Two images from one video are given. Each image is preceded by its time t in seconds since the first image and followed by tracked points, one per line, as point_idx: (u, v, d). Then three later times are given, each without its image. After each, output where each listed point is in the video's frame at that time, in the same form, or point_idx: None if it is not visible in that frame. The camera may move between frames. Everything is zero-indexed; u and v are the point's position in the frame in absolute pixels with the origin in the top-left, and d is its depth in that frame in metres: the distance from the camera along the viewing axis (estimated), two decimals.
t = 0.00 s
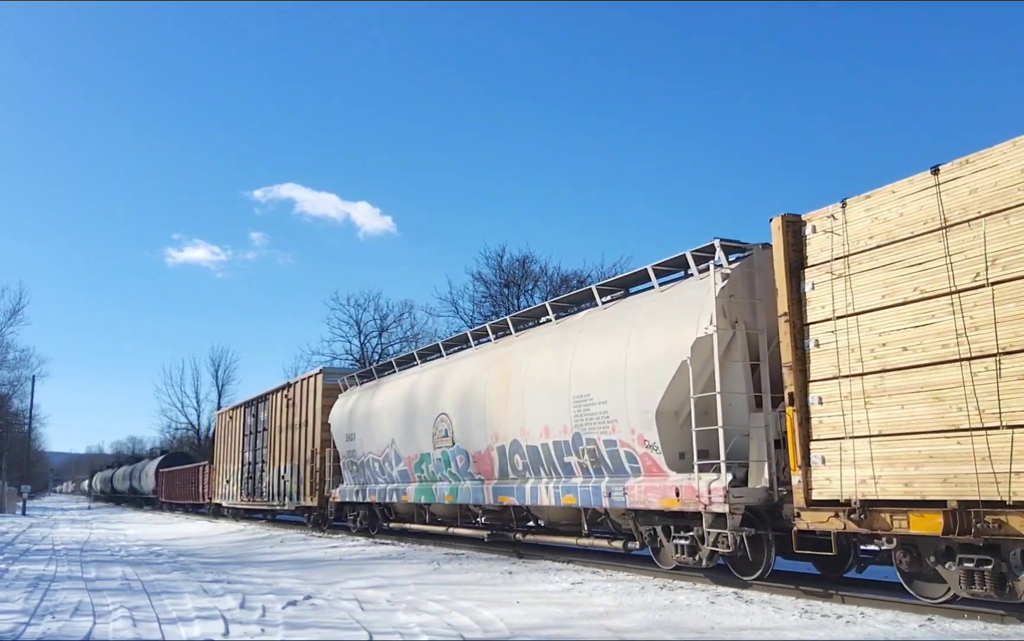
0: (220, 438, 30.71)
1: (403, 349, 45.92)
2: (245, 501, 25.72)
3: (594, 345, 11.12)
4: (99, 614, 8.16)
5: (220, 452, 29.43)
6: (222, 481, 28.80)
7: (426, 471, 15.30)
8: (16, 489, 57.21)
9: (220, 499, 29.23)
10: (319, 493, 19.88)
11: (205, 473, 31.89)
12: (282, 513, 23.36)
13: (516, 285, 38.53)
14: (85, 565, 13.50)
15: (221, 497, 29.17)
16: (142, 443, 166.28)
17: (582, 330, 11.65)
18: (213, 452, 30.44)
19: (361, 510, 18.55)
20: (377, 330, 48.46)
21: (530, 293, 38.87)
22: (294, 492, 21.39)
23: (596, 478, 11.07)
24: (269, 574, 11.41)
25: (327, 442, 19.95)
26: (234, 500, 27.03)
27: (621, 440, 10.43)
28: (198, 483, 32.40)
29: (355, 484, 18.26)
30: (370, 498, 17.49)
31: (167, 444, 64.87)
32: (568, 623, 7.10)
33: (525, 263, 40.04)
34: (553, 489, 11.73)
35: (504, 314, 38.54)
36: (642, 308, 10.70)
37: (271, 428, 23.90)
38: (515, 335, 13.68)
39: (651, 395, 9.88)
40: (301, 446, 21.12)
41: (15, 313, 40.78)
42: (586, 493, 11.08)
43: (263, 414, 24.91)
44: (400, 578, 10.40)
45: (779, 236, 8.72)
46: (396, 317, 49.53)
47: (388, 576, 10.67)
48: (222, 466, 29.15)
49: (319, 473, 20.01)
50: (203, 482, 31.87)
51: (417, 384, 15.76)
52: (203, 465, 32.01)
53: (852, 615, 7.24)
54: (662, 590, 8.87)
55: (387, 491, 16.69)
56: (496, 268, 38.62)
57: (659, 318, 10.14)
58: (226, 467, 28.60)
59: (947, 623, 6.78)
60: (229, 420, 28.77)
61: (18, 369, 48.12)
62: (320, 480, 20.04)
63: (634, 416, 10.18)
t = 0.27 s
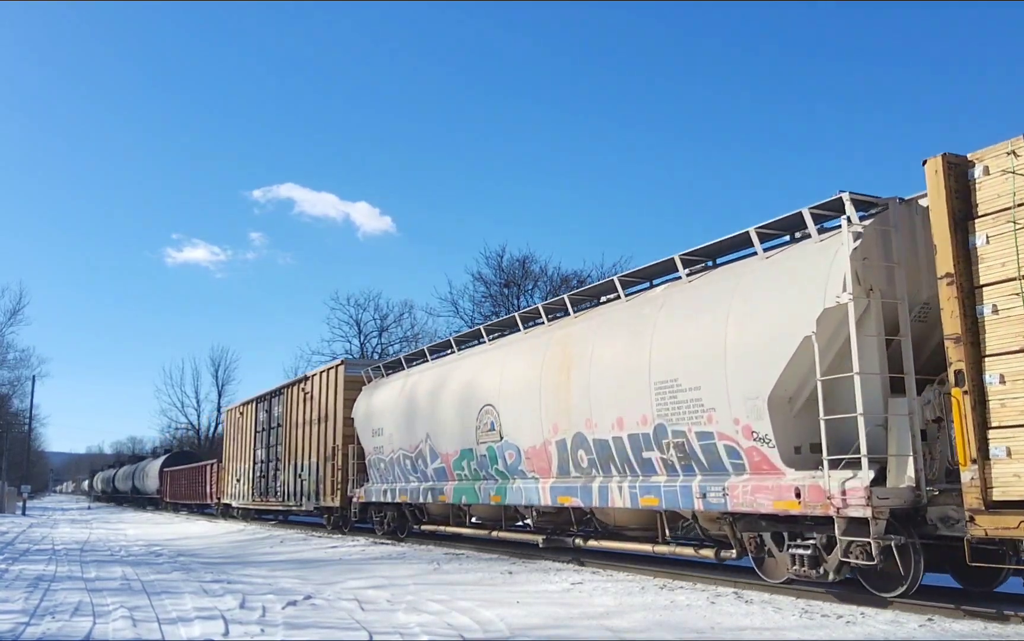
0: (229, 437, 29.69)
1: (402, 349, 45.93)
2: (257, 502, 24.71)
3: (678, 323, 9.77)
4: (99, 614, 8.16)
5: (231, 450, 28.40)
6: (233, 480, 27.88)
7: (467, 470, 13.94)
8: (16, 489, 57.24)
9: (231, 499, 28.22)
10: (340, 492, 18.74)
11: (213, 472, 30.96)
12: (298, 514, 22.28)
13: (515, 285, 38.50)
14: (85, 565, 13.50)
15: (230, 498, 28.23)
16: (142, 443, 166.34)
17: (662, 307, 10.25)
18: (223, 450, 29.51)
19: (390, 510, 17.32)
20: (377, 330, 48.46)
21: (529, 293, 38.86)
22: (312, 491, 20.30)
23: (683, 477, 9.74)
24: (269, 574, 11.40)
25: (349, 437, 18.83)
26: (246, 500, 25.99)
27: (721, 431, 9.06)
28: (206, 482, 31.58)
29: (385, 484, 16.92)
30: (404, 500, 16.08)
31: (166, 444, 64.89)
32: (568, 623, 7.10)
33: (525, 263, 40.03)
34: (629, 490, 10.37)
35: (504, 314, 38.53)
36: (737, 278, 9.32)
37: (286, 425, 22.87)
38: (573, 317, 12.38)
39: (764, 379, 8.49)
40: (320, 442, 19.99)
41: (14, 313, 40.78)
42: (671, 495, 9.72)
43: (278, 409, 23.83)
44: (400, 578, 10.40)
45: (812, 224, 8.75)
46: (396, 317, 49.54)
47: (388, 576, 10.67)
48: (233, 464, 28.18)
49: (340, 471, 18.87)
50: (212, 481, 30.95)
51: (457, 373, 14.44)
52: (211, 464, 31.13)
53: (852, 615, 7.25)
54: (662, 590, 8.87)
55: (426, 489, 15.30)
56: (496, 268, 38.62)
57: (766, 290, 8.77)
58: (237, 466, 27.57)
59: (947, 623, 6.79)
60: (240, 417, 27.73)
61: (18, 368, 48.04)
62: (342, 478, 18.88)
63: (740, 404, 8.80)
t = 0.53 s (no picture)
0: (239, 433, 28.39)
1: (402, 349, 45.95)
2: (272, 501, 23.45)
3: (791, 293, 8.11)
4: (99, 614, 8.16)
5: (243, 446, 27.12)
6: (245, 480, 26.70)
7: (518, 467, 12.27)
8: (16, 489, 57.31)
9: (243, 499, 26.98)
10: (364, 493, 17.39)
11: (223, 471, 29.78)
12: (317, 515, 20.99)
13: (516, 285, 38.51)
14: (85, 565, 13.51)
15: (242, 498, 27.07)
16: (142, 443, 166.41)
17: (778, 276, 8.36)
18: (233, 447, 28.20)
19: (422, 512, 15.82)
20: (377, 330, 48.49)
21: (530, 293, 38.87)
22: (333, 491, 18.99)
23: (804, 476, 8.02)
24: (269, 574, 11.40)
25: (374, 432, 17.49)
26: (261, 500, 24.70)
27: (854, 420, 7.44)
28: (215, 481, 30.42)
29: (418, 483, 15.40)
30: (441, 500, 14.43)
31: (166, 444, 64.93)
32: (568, 624, 7.10)
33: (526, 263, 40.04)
34: (730, 490, 8.66)
35: (504, 314, 38.55)
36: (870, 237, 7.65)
37: (304, 420, 21.70)
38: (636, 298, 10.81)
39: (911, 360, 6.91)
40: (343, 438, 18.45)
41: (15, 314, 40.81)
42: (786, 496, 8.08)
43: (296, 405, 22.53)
44: (400, 578, 10.40)
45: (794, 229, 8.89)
46: (396, 317, 49.57)
47: (388, 576, 10.67)
48: (245, 462, 26.99)
49: (364, 470, 17.51)
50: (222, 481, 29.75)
51: (502, 365, 12.74)
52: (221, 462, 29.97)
53: (851, 615, 7.24)
54: (662, 590, 8.87)
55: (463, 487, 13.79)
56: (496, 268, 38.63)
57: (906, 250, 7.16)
58: (250, 464, 26.29)
59: (947, 622, 6.78)
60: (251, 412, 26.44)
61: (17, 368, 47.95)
62: (366, 477, 17.43)
63: (890, 388, 7.10)
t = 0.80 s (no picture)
0: (250, 430, 26.98)
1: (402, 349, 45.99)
2: (290, 502, 22.01)
3: (955, 246, 6.51)
4: (99, 614, 8.16)
5: (256, 444, 25.76)
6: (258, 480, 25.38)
7: (581, 464, 10.73)
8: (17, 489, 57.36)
9: (256, 501, 25.56)
10: (393, 493, 15.76)
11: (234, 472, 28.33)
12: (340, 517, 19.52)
13: (516, 285, 38.52)
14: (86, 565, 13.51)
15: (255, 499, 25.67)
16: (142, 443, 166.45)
17: (827, 256, 7.67)
18: (246, 445, 26.79)
19: (462, 511, 14.47)
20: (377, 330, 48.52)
21: (530, 293, 38.88)
22: (359, 492, 17.24)
23: (980, 472, 6.36)
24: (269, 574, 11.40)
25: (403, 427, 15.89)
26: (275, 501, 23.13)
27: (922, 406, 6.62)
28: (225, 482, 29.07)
29: (458, 482, 13.95)
30: (491, 502, 12.90)
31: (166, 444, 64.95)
32: (568, 624, 7.11)
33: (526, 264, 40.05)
34: (873, 491, 7.07)
35: (504, 314, 38.57)
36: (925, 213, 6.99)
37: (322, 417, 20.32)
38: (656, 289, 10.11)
39: (986, 337, 6.15)
40: (372, 434, 16.73)
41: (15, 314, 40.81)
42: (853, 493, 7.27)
43: (313, 401, 20.62)
44: (400, 578, 10.40)
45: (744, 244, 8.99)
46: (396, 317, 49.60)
47: (388, 576, 10.68)
48: (257, 461, 25.61)
49: (394, 467, 15.91)
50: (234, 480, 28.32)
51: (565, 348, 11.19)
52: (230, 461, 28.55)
53: (851, 615, 7.24)
54: (662, 590, 8.87)
55: (518, 487, 12.26)
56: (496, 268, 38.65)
57: (975, 216, 6.45)
58: (263, 462, 24.86)
59: (947, 622, 6.80)
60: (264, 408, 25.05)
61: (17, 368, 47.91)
62: (398, 475, 15.87)
63: (967, 366, 6.28)
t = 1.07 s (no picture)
0: (263, 425, 25.70)
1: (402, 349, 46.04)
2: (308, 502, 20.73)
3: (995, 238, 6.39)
4: (99, 614, 8.17)
5: (269, 439, 24.51)
6: (272, 478, 24.20)
7: (665, 460, 9.54)
8: (17, 489, 57.49)
9: (269, 500, 24.27)
10: (430, 493, 14.50)
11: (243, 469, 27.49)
12: (365, 518, 18.33)
13: (516, 285, 38.51)
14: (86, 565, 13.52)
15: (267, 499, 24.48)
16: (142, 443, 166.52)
17: (835, 258, 7.76)
18: (259, 441, 25.56)
19: (508, 515, 13.19)
20: (377, 330, 48.60)
21: (530, 294, 38.89)
22: (390, 493, 16.05)
23: None
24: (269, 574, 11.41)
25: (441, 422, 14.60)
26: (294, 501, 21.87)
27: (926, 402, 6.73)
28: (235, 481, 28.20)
29: (507, 481, 12.69)
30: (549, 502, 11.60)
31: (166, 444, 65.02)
32: (568, 623, 7.11)
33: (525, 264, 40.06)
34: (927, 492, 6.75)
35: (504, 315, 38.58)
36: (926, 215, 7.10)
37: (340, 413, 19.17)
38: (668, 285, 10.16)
39: (984, 334, 6.30)
40: (407, 430, 15.45)
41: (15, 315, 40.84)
42: (873, 495, 7.21)
43: (337, 395, 19.39)
44: (400, 578, 10.41)
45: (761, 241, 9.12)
46: (395, 318, 49.81)
47: (388, 576, 10.68)
48: (270, 459, 24.39)
49: (430, 465, 14.61)
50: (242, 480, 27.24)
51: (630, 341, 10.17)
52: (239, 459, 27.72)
53: (852, 615, 7.24)
54: (662, 590, 8.87)
55: (582, 486, 10.98)
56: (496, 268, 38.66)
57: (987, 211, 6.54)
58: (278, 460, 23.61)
59: (947, 622, 6.80)
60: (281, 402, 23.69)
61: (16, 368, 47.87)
62: (435, 475, 14.56)
63: (968, 361, 6.41)
